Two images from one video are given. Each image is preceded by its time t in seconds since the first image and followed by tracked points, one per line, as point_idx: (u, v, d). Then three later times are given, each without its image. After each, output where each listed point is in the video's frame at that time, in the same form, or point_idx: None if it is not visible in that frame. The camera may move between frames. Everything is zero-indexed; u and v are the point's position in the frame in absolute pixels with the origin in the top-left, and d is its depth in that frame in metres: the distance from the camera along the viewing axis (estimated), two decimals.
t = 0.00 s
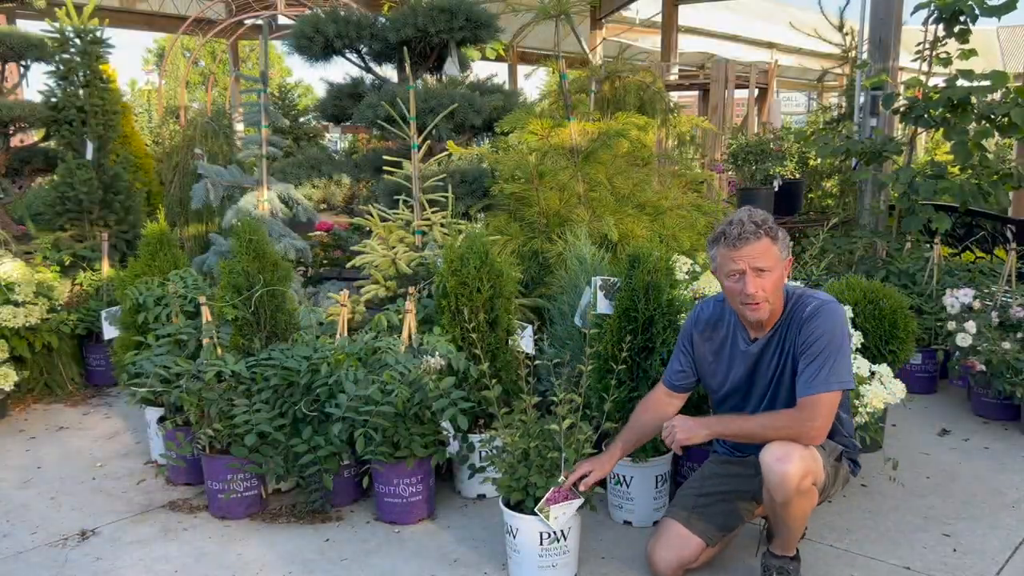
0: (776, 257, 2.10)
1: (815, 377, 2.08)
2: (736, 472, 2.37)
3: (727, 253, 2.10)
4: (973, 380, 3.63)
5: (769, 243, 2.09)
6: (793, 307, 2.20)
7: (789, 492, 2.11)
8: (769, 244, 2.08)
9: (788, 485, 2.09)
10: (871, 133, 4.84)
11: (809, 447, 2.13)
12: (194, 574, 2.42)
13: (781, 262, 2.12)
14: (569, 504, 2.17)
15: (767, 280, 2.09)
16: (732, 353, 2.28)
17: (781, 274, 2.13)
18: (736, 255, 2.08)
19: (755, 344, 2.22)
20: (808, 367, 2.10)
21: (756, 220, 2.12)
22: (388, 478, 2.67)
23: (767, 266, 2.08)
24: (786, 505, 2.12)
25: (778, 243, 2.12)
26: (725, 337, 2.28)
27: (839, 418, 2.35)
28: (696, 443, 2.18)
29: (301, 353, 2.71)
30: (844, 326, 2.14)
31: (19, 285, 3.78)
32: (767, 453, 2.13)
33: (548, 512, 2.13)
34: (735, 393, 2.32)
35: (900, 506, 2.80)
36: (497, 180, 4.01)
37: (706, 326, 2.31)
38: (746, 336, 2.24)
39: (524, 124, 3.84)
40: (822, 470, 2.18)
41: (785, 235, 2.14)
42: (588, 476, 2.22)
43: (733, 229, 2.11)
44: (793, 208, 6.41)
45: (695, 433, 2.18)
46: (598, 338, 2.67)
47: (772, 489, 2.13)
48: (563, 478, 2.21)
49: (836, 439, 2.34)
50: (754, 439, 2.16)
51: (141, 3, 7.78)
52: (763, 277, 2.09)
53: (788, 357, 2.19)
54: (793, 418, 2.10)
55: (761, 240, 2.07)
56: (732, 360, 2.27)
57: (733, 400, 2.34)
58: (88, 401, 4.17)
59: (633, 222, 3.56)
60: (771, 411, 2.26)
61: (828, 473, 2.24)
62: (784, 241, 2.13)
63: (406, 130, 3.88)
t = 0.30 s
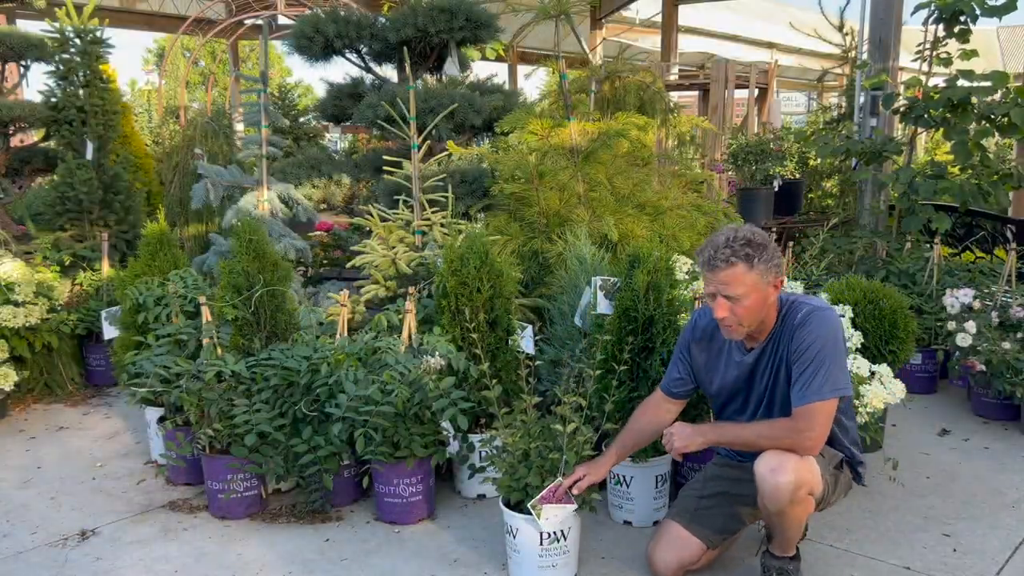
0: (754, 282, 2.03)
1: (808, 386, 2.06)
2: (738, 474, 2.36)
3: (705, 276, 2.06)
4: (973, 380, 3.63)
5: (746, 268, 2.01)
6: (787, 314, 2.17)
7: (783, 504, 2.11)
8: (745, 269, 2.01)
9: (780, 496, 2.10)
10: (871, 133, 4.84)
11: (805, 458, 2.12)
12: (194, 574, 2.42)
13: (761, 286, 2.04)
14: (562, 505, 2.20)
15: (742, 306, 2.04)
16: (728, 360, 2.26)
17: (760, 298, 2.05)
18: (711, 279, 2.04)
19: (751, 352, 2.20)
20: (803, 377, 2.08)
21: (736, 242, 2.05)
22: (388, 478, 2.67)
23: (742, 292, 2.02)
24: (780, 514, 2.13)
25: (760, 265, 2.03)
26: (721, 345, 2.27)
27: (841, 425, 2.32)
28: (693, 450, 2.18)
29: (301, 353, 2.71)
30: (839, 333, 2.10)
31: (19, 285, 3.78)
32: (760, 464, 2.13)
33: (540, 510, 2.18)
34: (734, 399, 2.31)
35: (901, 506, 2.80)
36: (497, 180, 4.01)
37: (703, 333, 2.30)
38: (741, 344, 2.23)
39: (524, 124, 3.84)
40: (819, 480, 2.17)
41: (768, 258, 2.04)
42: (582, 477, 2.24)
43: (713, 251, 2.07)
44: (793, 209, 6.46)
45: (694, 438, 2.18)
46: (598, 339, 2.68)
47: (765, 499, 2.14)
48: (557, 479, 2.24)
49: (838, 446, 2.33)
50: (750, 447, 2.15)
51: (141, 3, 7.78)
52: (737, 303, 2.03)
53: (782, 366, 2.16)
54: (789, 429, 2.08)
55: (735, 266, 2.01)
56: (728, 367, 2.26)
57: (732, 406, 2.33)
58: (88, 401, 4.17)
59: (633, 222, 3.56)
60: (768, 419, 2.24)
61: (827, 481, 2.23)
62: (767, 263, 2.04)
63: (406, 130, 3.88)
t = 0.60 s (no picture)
0: (726, 314, 2.01)
1: (804, 396, 2.04)
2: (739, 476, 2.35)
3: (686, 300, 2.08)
4: (973, 380, 3.63)
5: (715, 302, 2.00)
6: (785, 324, 2.16)
7: (771, 511, 2.13)
8: (716, 301, 2.00)
9: (769, 503, 2.12)
10: (871, 133, 4.84)
11: (797, 468, 2.12)
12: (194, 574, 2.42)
13: (735, 318, 2.02)
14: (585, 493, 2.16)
15: (711, 334, 2.06)
16: (727, 366, 2.26)
17: (736, 326, 2.04)
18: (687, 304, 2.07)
19: (749, 360, 2.20)
20: (799, 387, 2.06)
21: (712, 273, 2.03)
22: (388, 477, 2.67)
23: (710, 322, 2.04)
24: (770, 521, 2.15)
25: (732, 297, 2.00)
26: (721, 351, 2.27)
27: (842, 435, 2.31)
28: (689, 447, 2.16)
29: (301, 353, 2.71)
30: (836, 344, 2.09)
31: (19, 285, 3.78)
32: (749, 472, 2.15)
33: (558, 501, 2.15)
34: (732, 406, 2.30)
35: (901, 506, 2.80)
36: (497, 180, 4.01)
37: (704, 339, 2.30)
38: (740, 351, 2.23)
39: (524, 124, 3.84)
40: (812, 489, 2.17)
41: (743, 290, 2.00)
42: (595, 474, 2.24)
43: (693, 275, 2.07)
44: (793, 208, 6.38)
45: (688, 437, 2.16)
46: (598, 339, 2.68)
47: (754, 506, 2.16)
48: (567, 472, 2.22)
49: (838, 454, 2.32)
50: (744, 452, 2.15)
51: (141, 3, 7.78)
52: (706, 331, 2.06)
53: (779, 375, 2.15)
54: (781, 439, 2.08)
55: (701, 298, 2.02)
56: (727, 373, 2.26)
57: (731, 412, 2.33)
58: (88, 401, 4.18)
59: (633, 222, 3.56)
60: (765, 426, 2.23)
61: (821, 489, 2.24)
62: (741, 295, 2.00)
63: (406, 130, 3.88)
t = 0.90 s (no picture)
0: (730, 306, 2.02)
1: (798, 401, 2.04)
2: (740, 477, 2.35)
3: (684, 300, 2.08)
4: (973, 380, 3.63)
5: (720, 294, 2.01)
6: (778, 328, 2.16)
7: (764, 518, 2.13)
8: (719, 293, 2.01)
9: (761, 510, 2.12)
10: (871, 133, 4.84)
11: (790, 473, 2.12)
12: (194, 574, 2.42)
13: (741, 309, 2.03)
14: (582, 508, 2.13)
15: (719, 329, 2.05)
16: (723, 369, 2.27)
17: (741, 320, 2.05)
18: (688, 303, 2.07)
19: (743, 363, 2.21)
20: (793, 391, 2.06)
21: (712, 265, 2.05)
22: (387, 478, 2.67)
23: (719, 315, 2.03)
24: (763, 527, 2.15)
25: (736, 289, 2.02)
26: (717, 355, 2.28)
27: (839, 440, 2.30)
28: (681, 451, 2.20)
29: (301, 353, 2.71)
30: (829, 348, 2.08)
31: (19, 285, 3.79)
32: (741, 478, 2.16)
33: (556, 514, 2.14)
34: (730, 408, 2.30)
35: (901, 506, 2.80)
36: (497, 180, 4.01)
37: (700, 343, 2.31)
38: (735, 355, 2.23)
39: (525, 124, 3.84)
40: (806, 495, 2.17)
41: (746, 278, 2.03)
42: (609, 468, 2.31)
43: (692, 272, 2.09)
44: (793, 208, 6.39)
45: (681, 441, 2.19)
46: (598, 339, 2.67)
47: (747, 512, 2.16)
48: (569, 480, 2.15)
49: (836, 459, 2.31)
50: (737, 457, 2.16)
51: (141, 3, 7.78)
52: (714, 326, 2.05)
53: (773, 379, 2.15)
54: (773, 446, 2.08)
55: (709, 291, 2.02)
56: (723, 376, 2.27)
57: (729, 415, 2.33)
58: (88, 401, 4.18)
59: (633, 222, 3.56)
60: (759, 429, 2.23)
61: (817, 494, 2.24)
62: (744, 284, 2.03)
63: (406, 130, 3.88)
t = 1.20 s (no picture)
0: (737, 289, 2.05)
1: (786, 404, 2.03)
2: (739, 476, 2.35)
3: (687, 289, 2.06)
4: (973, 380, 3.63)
5: (728, 276, 2.04)
6: (768, 328, 2.15)
7: (757, 519, 2.13)
8: (726, 278, 2.03)
9: (753, 512, 2.12)
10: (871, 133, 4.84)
11: (782, 474, 2.12)
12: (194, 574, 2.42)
13: (745, 291, 2.08)
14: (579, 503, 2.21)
15: (730, 313, 2.06)
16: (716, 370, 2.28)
17: (746, 303, 2.09)
18: (695, 292, 2.04)
19: (735, 364, 2.21)
20: (781, 393, 2.05)
21: (713, 250, 2.07)
22: (387, 478, 2.67)
23: (729, 299, 2.04)
24: (756, 529, 2.16)
25: (740, 272, 2.07)
26: (709, 356, 2.29)
27: (835, 440, 2.28)
28: (675, 454, 2.21)
29: (301, 353, 2.72)
30: (818, 348, 2.06)
31: (19, 285, 3.79)
32: (732, 480, 2.16)
33: (555, 512, 2.17)
34: (726, 408, 2.31)
35: (901, 506, 2.80)
36: (497, 180, 4.01)
37: (694, 344, 2.33)
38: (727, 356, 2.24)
39: (524, 125, 3.78)
40: (800, 497, 2.16)
41: (746, 261, 2.09)
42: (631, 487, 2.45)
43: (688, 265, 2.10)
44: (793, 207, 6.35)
45: (674, 444, 2.21)
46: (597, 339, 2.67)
47: (739, 515, 2.16)
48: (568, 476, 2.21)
49: (832, 459, 2.30)
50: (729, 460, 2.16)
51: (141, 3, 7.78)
52: (725, 311, 2.05)
53: (763, 379, 2.15)
54: (764, 447, 2.08)
55: (719, 274, 2.03)
56: (717, 377, 2.28)
57: (726, 415, 2.34)
58: (88, 400, 4.17)
59: (633, 222, 3.56)
60: (753, 429, 2.24)
61: (812, 494, 2.24)
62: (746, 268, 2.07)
63: (406, 130, 3.88)
